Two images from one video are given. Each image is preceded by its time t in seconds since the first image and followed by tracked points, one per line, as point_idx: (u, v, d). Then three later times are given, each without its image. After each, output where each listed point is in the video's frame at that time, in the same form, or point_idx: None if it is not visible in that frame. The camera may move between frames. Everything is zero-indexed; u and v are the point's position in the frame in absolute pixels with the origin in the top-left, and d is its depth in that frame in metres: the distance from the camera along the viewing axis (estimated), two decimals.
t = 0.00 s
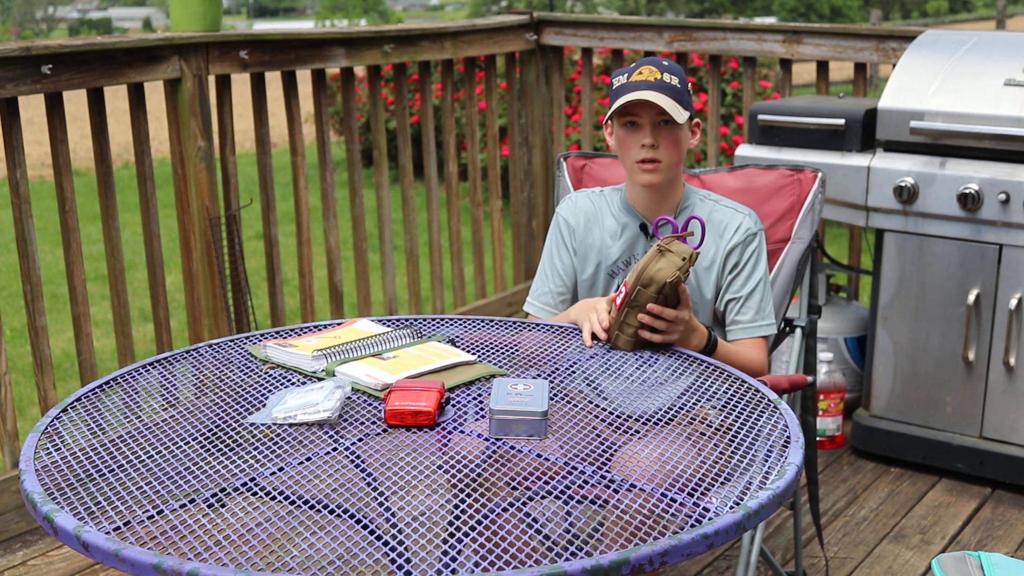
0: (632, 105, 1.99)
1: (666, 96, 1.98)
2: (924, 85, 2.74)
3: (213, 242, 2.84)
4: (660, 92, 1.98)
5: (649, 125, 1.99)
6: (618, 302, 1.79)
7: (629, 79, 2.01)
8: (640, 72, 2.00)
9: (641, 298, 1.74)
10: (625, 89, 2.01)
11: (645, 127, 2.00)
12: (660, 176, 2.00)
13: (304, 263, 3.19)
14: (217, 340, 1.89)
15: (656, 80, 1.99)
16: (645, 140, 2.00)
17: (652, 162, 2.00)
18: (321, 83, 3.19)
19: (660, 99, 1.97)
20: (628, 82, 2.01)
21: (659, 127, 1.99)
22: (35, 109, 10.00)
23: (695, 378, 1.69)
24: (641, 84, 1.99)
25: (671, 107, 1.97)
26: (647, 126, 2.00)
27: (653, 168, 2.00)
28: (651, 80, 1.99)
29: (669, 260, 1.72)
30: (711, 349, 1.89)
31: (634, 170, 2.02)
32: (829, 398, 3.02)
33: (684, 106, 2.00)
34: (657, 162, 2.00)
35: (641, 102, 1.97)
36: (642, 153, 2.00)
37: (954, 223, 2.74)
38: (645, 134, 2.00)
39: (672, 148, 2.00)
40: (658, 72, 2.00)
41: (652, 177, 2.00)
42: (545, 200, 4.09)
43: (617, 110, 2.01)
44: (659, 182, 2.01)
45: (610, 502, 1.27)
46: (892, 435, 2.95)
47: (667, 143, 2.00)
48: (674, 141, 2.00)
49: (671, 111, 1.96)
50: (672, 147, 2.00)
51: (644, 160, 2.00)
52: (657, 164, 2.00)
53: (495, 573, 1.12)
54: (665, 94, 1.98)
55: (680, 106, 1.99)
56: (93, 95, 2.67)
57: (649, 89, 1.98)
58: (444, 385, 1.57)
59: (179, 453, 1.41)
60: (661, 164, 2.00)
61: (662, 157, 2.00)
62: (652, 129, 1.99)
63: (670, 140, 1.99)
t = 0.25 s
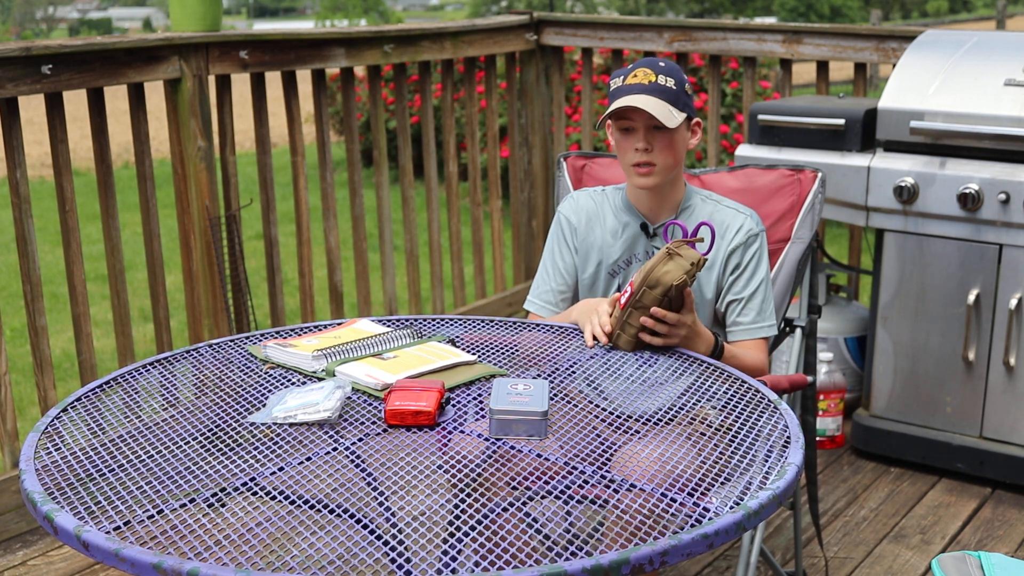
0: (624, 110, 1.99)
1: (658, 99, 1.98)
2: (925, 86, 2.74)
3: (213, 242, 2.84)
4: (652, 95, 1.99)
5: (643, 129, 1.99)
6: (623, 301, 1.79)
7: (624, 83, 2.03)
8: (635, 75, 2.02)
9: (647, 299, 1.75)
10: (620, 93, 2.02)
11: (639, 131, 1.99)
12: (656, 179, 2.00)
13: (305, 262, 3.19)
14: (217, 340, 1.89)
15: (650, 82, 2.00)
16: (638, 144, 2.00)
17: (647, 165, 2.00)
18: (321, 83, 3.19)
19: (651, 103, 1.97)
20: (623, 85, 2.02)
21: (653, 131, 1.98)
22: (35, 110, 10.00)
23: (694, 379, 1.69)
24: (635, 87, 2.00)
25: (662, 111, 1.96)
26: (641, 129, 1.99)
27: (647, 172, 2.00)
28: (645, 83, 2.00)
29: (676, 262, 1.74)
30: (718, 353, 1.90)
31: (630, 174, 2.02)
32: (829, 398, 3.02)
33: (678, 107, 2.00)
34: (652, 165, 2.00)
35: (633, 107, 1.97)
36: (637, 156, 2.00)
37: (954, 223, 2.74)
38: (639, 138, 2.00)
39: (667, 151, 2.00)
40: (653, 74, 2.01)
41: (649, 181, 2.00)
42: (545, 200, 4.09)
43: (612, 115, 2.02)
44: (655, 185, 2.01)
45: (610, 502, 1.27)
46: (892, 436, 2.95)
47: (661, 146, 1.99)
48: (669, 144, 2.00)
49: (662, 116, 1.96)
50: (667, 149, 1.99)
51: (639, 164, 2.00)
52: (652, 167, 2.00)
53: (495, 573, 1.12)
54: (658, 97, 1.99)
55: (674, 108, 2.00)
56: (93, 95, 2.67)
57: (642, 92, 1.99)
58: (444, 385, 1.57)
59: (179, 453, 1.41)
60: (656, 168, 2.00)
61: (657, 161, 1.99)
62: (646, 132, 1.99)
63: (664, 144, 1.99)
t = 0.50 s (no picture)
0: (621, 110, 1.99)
1: (655, 99, 1.98)
2: (925, 86, 2.74)
3: (213, 242, 2.84)
4: (649, 94, 1.99)
5: (640, 128, 1.99)
6: (631, 304, 1.76)
7: (624, 81, 2.04)
8: (634, 74, 2.02)
9: (654, 306, 1.72)
10: (619, 91, 2.02)
11: (636, 130, 1.99)
12: (652, 178, 2.00)
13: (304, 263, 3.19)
14: (217, 340, 1.89)
15: (649, 82, 2.01)
16: (635, 143, 2.00)
17: (644, 165, 2.00)
18: (321, 83, 3.19)
19: (646, 103, 1.97)
20: (623, 84, 2.03)
21: (650, 130, 1.98)
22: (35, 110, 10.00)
23: (694, 378, 1.69)
24: (633, 86, 2.01)
25: (658, 111, 1.96)
26: (638, 129, 1.99)
27: (644, 171, 2.00)
28: (643, 83, 2.00)
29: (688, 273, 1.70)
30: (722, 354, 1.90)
31: (628, 173, 2.03)
32: (829, 398, 3.02)
33: (677, 107, 2.00)
34: (648, 165, 2.00)
35: (629, 107, 1.97)
36: (634, 156, 2.01)
37: (954, 223, 2.74)
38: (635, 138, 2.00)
39: (664, 150, 2.00)
40: (652, 74, 2.01)
41: (646, 180, 2.01)
42: (545, 200, 4.09)
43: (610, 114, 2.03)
44: (652, 184, 2.01)
45: (610, 501, 1.27)
46: (892, 436, 2.95)
47: (658, 146, 1.99)
48: (666, 143, 2.00)
49: (657, 116, 1.96)
50: (663, 149, 1.99)
51: (635, 164, 2.01)
52: (648, 167, 2.00)
53: (495, 573, 1.12)
54: (655, 96, 1.99)
55: (672, 107, 1.99)
56: (93, 95, 2.67)
57: (641, 92, 1.99)
58: (444, 384, 1.57)
59: (179, 453, 1.41)
60: (652, 167, 2.00)
61: (653, 160, 2.00)
62: (642, 132, 1.99)
63: (660, 143, 1.99)
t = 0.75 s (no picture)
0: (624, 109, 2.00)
1: (658, 98, 2.00)
2: (924, 85, 2.74)
3: (213, 242, 2.84)
4: (651, 93, 2.00)
5: (642, 128, 1.99)
6: (678, 305, 1.69)
7: (629, 79, 2.05)
8: (639, 73, 2.04)
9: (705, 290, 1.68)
10: (624, 90, 2.04)
11: (638, 129, 2.00)
12: (652, 177, 2.01)
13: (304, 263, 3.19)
14: (217, 340, 1.89)
15: (652, 81, 2.02)
16: (637, 142, 2.00)
17: (645, 164, 2.01)
18: (321, 83, 3.19)
19: (648, 102, 1.98)
20: (628, 83, 2.05)
21: (652, 130, 1.98)
22: (35, 110, 10.00)
23: (693, 378, 1.69)
24: (637, 85, 2.02)
25: (658, 111, 1.97)
26: (641, 128, 1.99)
27: (645, 170, 2.01)
28: (646, 82, 2.02)
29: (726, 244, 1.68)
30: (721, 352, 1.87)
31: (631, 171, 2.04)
32: (829, 398, 3.03)
33: (679, 106, 2.00)
34: (649, 164, 2.01)
35: (630, 106, 1.98)
36: (636, 155, 2.01)
37: (954, 223, 2.74)
38: (638, 137, 2.00)
39: (665, 150, 2.00)
40: (656, 73, 2.03)
41: (646, 178, 2.02)
42: (545, 200, 4.09)
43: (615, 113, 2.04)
44: (652, 183, 2.02)
45: (610, 501, 1.27)
46: (892, 435, 2.95)
47: (660, 146, 1.99)
48: (668, 142, 2.00)
49: (657, 116, 1.96)
50: (665, 148, 2.00)
51: (637, 162, 2.02)
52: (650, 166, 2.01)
53: (495, 573, 1.12)
54: (657, 95, 2.00)
55: (674, 107, 2.00)
56: (93, 95, 2.67)
57: (643, 91, 2.01)
58: (444, 384, 1.57)
59: (179, 453, 1.41)
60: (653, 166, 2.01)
61: (655, 160, 2.00)
62: (644, 131, 1.99)
63: (661, 143, 1.99)
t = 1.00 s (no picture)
0: (626, 107, 2.00)
1: (660, 96, 1.99)
2: (924, 85, 2.74)
3: (213, 242, 2.84)
4: (654, 92, 2.00)
5: (644, 126, 1.99)
6: (653, 269, 1.75)
7: (631, 78, 2.05)
8: (642, 72, 2.04)
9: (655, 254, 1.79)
10: (626, 88, 2.04)
11: (641, 128, 1.99)
12: (655, 176, 2.00)
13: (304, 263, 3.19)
14: (217, 340, 1.89)
15: (655, 80, 2.02)
16: (638, 140, 2.00)
17: (647, 163, 2.00)
18: (321, 83, 3.19)
19: (652, 100, 1.98)
20: (630, 81, 2.05)
21: (654, 129, 1.98)
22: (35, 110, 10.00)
23: (693, 378, 1.69)
24: (639, 83, 2.02)
25: (661, 109, 1.97)
26: (643, 126, 1.99)
27: (647, 169, 2.00)
28: (649, 80, 2.02)
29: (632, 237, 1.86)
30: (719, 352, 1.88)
31: (632, 170, 2.02)
32: (829, 398, 3.03)
33: (682, 106, 2.00)
34: (652, 163, 2.00)
35: (634, 105, 1.98)
36: (638, 153, 2.01)
37: (954, 223, 2.74)
38: (640, 135, 2.00)
39: (668, 150, 2.00)
40: (659, 73, 2.04)
41: (647, 177, 2.01)
42: (545, 200, 4.09)
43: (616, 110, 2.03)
44: (654, 182, 2.01)
45: (610, 502, 1.27)
46: (892, 435, 2.95)
47: (662, 145, 1.99)
48: (670, 141, 1.99)
49: (661, 114, 1.96)
50: (667, 147, 1.99)
51: (639, 161, 2.01)
52: (652, 165, 2.00)
53: (495, 573, 1.12)
54: (661, 94, 2.00)
55: (677, 106, 2.00)
56: (93, 95, 2.67)
57: (646, 89, 2.01)
58: (444, 385, 1.57)
59: (180, 453, 1.41)
60: (655, 165, 2.00)
61: (657, 159, 2.00)
62: (647, 130, 1.99)
63: (664, 142, 1.99)
